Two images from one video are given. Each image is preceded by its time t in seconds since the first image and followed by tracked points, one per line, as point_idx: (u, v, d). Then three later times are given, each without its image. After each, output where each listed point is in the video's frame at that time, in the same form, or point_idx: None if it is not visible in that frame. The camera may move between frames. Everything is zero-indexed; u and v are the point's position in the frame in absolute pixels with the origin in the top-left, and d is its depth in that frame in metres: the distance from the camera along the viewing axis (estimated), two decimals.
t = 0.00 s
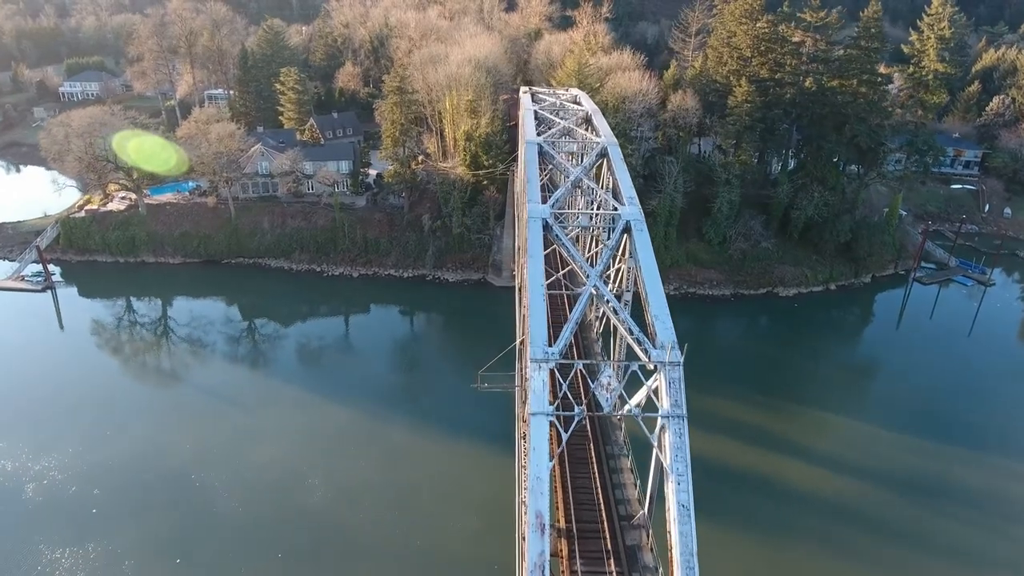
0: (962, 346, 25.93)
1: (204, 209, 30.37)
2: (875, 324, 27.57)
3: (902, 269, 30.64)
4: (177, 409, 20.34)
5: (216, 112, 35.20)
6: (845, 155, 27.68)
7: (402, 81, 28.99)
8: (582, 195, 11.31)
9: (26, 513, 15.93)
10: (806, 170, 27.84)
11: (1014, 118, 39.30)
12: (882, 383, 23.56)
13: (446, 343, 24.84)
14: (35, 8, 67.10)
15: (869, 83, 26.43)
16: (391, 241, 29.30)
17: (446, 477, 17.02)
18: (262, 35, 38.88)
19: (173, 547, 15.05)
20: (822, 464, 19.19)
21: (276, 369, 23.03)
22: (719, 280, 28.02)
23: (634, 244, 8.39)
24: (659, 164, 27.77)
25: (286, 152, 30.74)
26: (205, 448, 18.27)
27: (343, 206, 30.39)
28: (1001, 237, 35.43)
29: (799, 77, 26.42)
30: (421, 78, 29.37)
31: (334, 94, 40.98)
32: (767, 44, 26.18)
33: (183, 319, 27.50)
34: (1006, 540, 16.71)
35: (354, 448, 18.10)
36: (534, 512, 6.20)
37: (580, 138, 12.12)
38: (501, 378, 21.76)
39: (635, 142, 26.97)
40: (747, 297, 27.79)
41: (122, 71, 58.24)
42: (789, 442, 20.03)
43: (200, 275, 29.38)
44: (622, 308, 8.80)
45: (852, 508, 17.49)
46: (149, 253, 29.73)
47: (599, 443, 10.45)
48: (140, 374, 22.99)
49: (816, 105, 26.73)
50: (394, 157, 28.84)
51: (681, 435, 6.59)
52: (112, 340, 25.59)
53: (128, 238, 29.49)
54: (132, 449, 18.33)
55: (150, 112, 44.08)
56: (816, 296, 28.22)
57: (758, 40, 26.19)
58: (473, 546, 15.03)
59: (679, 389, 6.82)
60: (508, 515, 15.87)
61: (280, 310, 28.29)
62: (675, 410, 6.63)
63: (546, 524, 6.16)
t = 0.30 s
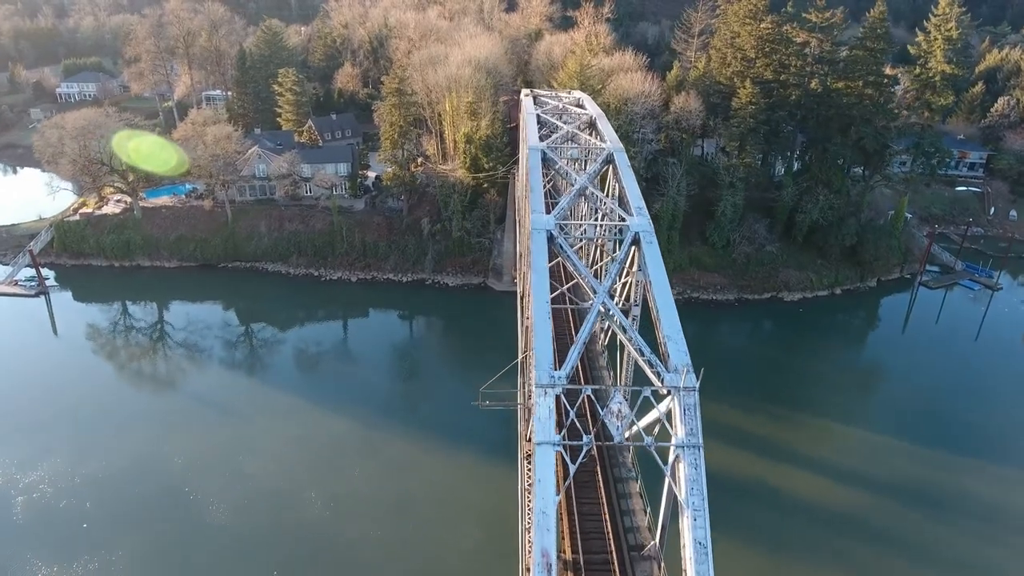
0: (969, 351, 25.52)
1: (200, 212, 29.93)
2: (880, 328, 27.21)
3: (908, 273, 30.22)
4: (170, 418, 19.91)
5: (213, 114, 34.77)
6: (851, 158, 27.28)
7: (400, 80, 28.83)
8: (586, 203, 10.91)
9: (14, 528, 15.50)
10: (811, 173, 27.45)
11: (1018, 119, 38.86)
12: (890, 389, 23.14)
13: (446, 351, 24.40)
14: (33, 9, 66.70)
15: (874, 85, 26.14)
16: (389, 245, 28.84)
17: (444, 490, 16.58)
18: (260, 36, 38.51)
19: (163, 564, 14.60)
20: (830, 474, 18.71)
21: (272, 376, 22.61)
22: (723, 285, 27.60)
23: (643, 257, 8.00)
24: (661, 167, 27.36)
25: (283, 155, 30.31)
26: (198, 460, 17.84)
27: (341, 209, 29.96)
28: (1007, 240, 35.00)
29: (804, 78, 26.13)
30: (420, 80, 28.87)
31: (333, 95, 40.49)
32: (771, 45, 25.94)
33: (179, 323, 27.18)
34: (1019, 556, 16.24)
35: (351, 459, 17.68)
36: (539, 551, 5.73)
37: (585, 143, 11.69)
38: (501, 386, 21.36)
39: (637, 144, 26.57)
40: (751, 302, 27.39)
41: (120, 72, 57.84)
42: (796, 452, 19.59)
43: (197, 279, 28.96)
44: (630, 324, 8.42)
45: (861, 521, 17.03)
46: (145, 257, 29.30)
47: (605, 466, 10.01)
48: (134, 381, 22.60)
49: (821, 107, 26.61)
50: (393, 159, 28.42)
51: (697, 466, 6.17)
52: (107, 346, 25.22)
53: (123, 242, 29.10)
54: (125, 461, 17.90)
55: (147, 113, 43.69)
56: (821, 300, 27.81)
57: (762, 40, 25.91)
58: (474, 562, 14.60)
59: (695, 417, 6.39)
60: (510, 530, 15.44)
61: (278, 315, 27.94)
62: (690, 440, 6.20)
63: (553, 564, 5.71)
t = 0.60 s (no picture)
0: (977, 356, 25.09)
1: (196, 214, 29.54)
2: (885, 332, 26.83)
3: (914, 277, 29.81)
4: (165, 427, 19.51)
5: (211, 115, 34.36)
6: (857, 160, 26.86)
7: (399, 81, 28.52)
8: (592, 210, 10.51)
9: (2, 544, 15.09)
10: (817, 175, 27.03)
11: None
12: (897, 395, 22.71)
13: (445, 357, 23.96)
14: (31, 8, 66.29)
15: (881, 86, 25.70)
16: (389, 248, 28.42)
17: (438, 504, 16.15)
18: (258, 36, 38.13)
19: None
20: (838, 484, 18.23)
21: (268, 383, 22.20)
22: (727, 289, 27.18)
23: (653, 271, 7.60)
24: (664, 170, 26.93)
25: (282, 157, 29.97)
26: (193, 471, 17.45)
27: (339, 211, 29.52)
28: (1013, 242, 34.59)
29: (810, 79, 25.70)
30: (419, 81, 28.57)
31: (332, 96, 40.01)
32: (777, 45, 25.52)
33: (176, 327, 26.86)
34: None
35: (348, 471, 17.27)
36: None
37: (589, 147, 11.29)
38: (502, 394, 20.95)
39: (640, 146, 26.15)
40: (756, 306, 26.97)
41: (118, 72, 57.44)
42: (802, 461, 19.14)
43: (192, 283, 28.56)
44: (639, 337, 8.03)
45: (870, 534, 16.56)
46: (140, 260, 28.91)
47: (613, 490, 9.58)
48: (129, 387, 22.23)
49: (827, 108, 26.09)
50: (392, 161, 27.98)
51: (715, 501, 5.82)
52: (103, 351, 24.91)
53: (119, 245, 28.71)
54: (118, 473, 17.52)
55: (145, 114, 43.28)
56: (827, 305, 27.40)
57: (767, 41, 25.49)
58: None
59: (713, 448, 6.01)
60: (512, 543, 15.04)
61: (276, 319, 27.57)
62: (708, 473, 5.83)
63: None
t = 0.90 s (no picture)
0: (984, 361, 24.61)
1: (192, 217, 29.12)
2: (890, 337, 26.41)
3: (920, 280, 29.39)
4: (158, 437, 19.12)
5: (208, 117, 33.94)
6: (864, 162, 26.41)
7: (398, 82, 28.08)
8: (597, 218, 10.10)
9: None
10: (822, 178, 26.58)
11: None
12: (902, 401, 22.30)
13: (444, 364, 23.55)
14: (29, 8, 65.79)
15: (887, 88, 25.24)
16: (388, 252, 27.96)
17: (431, 515, 15.73)
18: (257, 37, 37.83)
19: None
20: (842, 493, 17.74)
21: (265, 390, 21.78)
22: (731, 293, 26.73)
23: (666, 287, 7.17)
24: (667, 172, 26.50)
25: (278, 160, 29.49)
26: (187, 483, 17.05)
27: (337, 214, 29.07)
28: (1020, 245, 34.13)
29: (816, 80, 25.25)
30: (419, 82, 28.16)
31: (330, 97, 39.54)
32: (782, 46, 25.09)
33: (172, 331, 26.58)
34: None
35: (342, 481, 16.89)
36: None
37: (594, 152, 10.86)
38: (502, 402, 20.52)
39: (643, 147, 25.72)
40: (761, 311, 26.55)
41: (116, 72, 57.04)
42: (807, 469, 18.66)
43: (188, 287, 28.18)
44: (649, 355, 7.59)
45: (874, 544, 16.10)
46: (135, 264, 28.52)
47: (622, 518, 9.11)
48: (124, 394, 21.86)
49: (832, 110, 25.66)
50: (391, 163, 27.49)
51: (736, 542, 5.39)
52: (97, 355, 24.61)
53: (114, 249, 28.32)
54: (110, 484, 17.13)
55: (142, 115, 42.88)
56: (832, 309, 26.96)
57: (773, 41, 25.08)
58: None
59: (733, 484, 5.59)
60: (514, 559, 14.63)
61: (274, 323, 27.28)
62: (729, 512, 5.42)
63: None
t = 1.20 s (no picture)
0: (991, 366, 24.17)
1: (188, 221, 28.69)
2: (896, 343, 26.01)
3: (926, 284, 28.95)
4: (152, 446, 18.71)
5: (204, 119, 33.49)
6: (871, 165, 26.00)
7: (398, 84, 27.72)
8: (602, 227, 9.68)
9: None
10: (828, 181, 26.18)
11: None
12: (908, 408, 21.90)
13: (443, 371, 23.15)
14: (26, 7, 65.27)
15: (894, 89, 24.84)
16: (386, 256, 27.51)
17: (426, 530, 15.35)
18: (255, 38, 37.44)
19: None
20: (848, 504, 17.31)
21: (261, 398, 21.39)
22: (735, 298, 26.27)
23: (679, 305, 6.72)
24: (670, 174, 26.06)
25: (275, 162, 29.05)
26: (180, 496, 16.65)
27: (335, 218, 28.62)
28: None
29: (821, 82, 24.89)
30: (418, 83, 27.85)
31: (329, 98, 39.12)
32: (787, 47, 24.77)
33: (168, 335, 26.26)
34: None
35: (337, 494, 16.51)
36: None
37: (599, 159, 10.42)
38: (502, 411, 20.07)
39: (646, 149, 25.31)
40: (765, 316, 26.12)
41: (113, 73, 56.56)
42: (814, 479, 18.21)
43: (184, 292, 27.76)
44: (659, 376, 7.16)
45: (884, 559, 15.63)
46: (130, 268, 28.10)
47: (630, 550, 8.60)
48: (117, 401, 21.46)
49: (838, 112, 25.26)
50: (389, 166, 27.08)
51: None
52: (91, 361, 24.23)
53: (108, 253, 27.90)
54: (102, 497, 16.72)
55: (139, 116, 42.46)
56: (837, 314, 26.55)
57: (778, 42, 24.74)
58: None
59: (757, 527, 5.16)
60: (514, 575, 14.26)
61: (271, 328, 26.94)
62: (754, 560, 4.99)
63: None
